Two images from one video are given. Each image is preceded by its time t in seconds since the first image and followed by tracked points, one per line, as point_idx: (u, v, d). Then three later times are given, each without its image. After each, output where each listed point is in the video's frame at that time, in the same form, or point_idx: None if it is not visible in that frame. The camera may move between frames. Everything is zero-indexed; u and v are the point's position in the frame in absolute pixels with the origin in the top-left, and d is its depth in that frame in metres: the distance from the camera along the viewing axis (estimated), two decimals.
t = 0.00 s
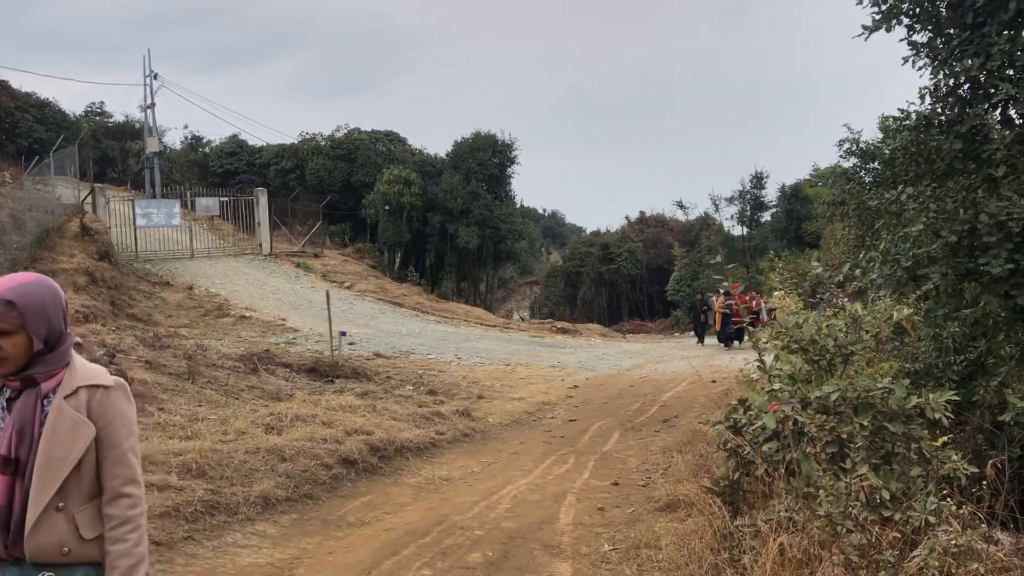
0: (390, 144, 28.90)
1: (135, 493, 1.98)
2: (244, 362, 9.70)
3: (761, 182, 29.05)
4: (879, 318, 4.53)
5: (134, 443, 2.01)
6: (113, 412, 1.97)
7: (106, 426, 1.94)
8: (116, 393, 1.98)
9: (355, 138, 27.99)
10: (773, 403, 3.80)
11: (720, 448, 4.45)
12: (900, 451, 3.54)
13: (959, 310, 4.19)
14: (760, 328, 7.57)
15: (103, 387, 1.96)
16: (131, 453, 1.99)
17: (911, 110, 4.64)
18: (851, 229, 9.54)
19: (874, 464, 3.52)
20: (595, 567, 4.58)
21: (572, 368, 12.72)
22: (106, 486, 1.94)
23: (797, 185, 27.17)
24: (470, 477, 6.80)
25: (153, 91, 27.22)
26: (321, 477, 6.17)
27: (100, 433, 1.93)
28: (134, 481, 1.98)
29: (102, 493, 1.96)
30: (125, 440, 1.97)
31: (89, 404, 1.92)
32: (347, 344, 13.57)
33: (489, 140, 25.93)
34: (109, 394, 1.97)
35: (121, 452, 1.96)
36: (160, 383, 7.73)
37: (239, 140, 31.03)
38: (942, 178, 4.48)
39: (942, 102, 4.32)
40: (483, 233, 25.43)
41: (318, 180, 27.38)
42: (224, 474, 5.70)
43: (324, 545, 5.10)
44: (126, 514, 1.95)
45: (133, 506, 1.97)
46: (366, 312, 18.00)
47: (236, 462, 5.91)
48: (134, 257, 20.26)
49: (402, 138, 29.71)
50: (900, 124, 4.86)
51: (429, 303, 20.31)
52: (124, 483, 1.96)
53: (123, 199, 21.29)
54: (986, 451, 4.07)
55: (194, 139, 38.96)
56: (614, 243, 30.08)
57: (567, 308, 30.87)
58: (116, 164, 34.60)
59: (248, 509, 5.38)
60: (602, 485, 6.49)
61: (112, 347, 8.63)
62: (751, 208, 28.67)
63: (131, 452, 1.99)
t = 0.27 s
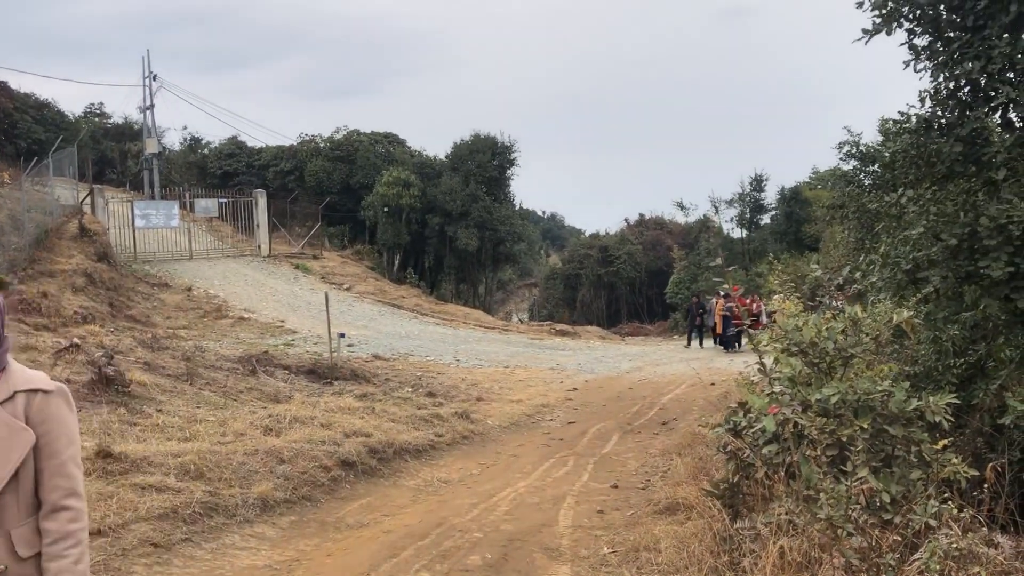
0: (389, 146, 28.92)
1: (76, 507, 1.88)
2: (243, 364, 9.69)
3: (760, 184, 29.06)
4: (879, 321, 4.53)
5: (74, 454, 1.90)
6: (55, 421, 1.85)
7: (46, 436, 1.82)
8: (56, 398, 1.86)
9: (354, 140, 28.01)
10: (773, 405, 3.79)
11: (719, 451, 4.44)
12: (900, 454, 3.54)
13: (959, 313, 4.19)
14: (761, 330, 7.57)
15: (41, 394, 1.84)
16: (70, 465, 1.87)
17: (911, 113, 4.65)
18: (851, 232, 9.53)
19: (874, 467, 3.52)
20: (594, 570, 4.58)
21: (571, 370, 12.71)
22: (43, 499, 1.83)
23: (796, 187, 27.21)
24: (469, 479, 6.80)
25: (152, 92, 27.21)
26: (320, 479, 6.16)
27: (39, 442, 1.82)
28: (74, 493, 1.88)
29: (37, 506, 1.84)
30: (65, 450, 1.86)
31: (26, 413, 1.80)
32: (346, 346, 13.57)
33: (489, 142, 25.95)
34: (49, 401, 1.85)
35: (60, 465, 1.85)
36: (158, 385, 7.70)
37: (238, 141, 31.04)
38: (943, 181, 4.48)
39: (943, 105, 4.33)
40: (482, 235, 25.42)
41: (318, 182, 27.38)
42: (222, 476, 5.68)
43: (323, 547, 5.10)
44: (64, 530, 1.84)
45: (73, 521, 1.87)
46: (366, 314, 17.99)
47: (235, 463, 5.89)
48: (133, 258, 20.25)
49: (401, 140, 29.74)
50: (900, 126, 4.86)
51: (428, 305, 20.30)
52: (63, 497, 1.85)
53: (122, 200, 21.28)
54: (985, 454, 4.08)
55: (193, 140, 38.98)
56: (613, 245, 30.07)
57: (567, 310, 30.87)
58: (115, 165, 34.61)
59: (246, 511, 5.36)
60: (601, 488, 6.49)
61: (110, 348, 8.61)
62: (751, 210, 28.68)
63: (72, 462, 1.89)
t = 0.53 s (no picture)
0: (391, 145, 28.94)
1: (27, 495, 1.61)
2: (245, 362, 9.71)
3: (763, 184, 29.02)
4: (882, 322, 4.53)
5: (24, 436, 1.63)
6: None
7: None
8: None
9: (356, 139, 28.04)
10: (777, 405, 3.78)
11: (722, 450, 4.44)
12: (902, 454, 3.54)
13: (962, 313, 4.19)
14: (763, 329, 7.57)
15: None
16: (16, 450, 1.59)
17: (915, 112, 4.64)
18: (855, 232, 9.52)
19: (877, 466, 3.52)
20: (596, 569, 4.58)
21: (572, 369, 12.72)
22: None
23: (799, 187, 27.19)
24: (471, 478, 6.81)
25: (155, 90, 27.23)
26: (323, 477, 6.17)
27: None
28: (24, 482, 1.61)
29: None
30: (10, 435, 1.58)
31: None
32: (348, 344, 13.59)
33: (491, 141, 25.99)
34: None
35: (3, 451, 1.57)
36: (160, 382, 7.71)
37: (241, 140, 31.08)
38: (946, 181, 4.47)
39: (947, 105, 4.33)
40: (484, 234, 25.42)
41: (320, 180, 27.39)
42: (225, 474, 5.69)
43: (325, 545, 5.11)
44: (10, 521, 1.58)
45: (23, 510, 1.60)
46: (368, 312, 18.01)
47: (237, 461, 5.90)
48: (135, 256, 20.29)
49: (403, 138, 29.78)
50: (904, 126, 4.85)
51: (430, 304, 20.31)
52: (11, 485, 1.58)
53: (125, 198, 21.32)
54: (988, 454, 4.08)
55: (195, 138, 39.03)
56: (616, 245, 30.05)
57: (569, 310, 30.87)
58: (117, 163, 34.68)
59: (248, 509, 5.38)
60: (604, 486, 6.49)
61: (113, 346, 8.62)
62: (753, 210, 28.64)
63: (20, 448, 1.61)
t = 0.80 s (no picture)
0: (397, 141, 28.96)
1: None
2: (251, 358, 9.74)
3: (769, 180, 28.92)
4: (889, 318, 4.52)
5: None
6: None
7: None
8: None
9: (362, 135, 28.07)
10: (784, 402, 3.77)
11: (729, 447, 4.43)
12: (910, 451, 3.53)
13: (969, 310, 4.16)
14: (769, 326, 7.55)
15: None
16: None
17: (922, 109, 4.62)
18: (862, 230, 9.48)
19: (883, 463, 3.51)
20: (602, 565, 4.59)
21: (578, 366, 12.71)
22: None
23: (804, 184, 27.10)
24: (477, 474, 6.82)
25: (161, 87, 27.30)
26: (329, 473, 6.19)
27: None
28: None
29: None
30: None
31: None
32: (354, 340, 13.62)
33: (497, 138, 26.06)
34: None
35: None
36: (166, 379, 7.73)
37: (246, 136, 31.15)
38: (954, 177, 4.45)
39: (955, 101, 4.30)
40: (490, 231, 25.42)
41: (325, 177, 27.42)
42: (231, 470, 5.72)
43: (331, 540, 5.13)
44: None
45: None
46: (373, 309, 18.05)
47: (244, 457, 5.92)
48: (142, 252, 20.37)
49: (408, 135, 29.83)
50: (911, 122, 4.83)
51: (435, 300, 20.32)
52: None
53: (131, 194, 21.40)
54: (996, 452, 4.06)
55: (201, 135, 39.12)
56: (621, 241, 29.99)
57: (574, 306, 30.86)
58: (124, 160, 34.80)
59: (255, 504, 5.40)
60: (609, 483, 6.49)
61: (119, 342, 8.66)
62: (759, 206, 28.54)
63: None
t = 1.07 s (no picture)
0: (404, 137, 28.99)
1: None
2: (260, 354, 9.78)
3: (777, 176, 28.74)
4: (899, 314, 4.49)
5: None
6: None
7: None
8: None
9: (369, 131, 28.11)
10: (793, 398, 3.76)
11: (737, 443, 4.42)
12: (920, 447, 3.51)
13: (980, 306, 4.13)
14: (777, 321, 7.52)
15: None
16: None
17: (932, 104, 4.58)
18: (871, 225, 9.42)
19: (893, 460, 3.50)
20: (610, 561, 4.60)
21: (585, 362, 12.70)
22: None
23: (813, 179, 26.96)
24: (485, 470, 6.83)
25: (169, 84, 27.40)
26: (338, 469, 6.22)
27: None
28: None
29: None
30: None
31: None
32: (362, 336, 13.66)
33: (504, 133, 25.79)
34: None
35: None
36: (175, 375, 7.77)
37: (254, 133, 31.24)
38: (964, 172, 4.41)
39: (965, 96, 4.27)
40: (497, 227, 25.40)
41: (333, 173, 27.44)
42: (240, 465, 5.75)
43: (339, 536, 5.15)
44: None
45: None
46: (381, 305, 18.08)
47: (253, 453, 5.96)
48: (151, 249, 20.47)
49: (416, 131, 29.85)
50: (921, 117, 4.79)
51: (442, 296, 20.33)
52: None
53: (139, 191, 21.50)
54: (1007, 448, 4.03)
55: (208, 131, 39.25)
56: (629, 237, 29.91)
57: (581, 302, 30.84)
58: (132, 156, 34.97)
59: (264, 500, 5.43)
60: (617, 479, 6.49)
61: (128, 338, 8.70)
62: (767, 202, 28.37)
63: None
